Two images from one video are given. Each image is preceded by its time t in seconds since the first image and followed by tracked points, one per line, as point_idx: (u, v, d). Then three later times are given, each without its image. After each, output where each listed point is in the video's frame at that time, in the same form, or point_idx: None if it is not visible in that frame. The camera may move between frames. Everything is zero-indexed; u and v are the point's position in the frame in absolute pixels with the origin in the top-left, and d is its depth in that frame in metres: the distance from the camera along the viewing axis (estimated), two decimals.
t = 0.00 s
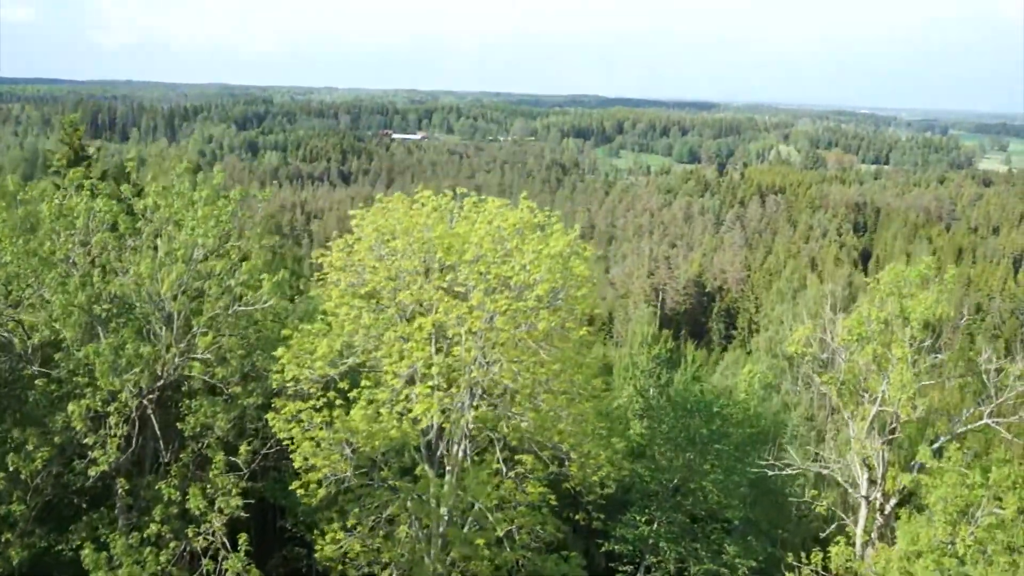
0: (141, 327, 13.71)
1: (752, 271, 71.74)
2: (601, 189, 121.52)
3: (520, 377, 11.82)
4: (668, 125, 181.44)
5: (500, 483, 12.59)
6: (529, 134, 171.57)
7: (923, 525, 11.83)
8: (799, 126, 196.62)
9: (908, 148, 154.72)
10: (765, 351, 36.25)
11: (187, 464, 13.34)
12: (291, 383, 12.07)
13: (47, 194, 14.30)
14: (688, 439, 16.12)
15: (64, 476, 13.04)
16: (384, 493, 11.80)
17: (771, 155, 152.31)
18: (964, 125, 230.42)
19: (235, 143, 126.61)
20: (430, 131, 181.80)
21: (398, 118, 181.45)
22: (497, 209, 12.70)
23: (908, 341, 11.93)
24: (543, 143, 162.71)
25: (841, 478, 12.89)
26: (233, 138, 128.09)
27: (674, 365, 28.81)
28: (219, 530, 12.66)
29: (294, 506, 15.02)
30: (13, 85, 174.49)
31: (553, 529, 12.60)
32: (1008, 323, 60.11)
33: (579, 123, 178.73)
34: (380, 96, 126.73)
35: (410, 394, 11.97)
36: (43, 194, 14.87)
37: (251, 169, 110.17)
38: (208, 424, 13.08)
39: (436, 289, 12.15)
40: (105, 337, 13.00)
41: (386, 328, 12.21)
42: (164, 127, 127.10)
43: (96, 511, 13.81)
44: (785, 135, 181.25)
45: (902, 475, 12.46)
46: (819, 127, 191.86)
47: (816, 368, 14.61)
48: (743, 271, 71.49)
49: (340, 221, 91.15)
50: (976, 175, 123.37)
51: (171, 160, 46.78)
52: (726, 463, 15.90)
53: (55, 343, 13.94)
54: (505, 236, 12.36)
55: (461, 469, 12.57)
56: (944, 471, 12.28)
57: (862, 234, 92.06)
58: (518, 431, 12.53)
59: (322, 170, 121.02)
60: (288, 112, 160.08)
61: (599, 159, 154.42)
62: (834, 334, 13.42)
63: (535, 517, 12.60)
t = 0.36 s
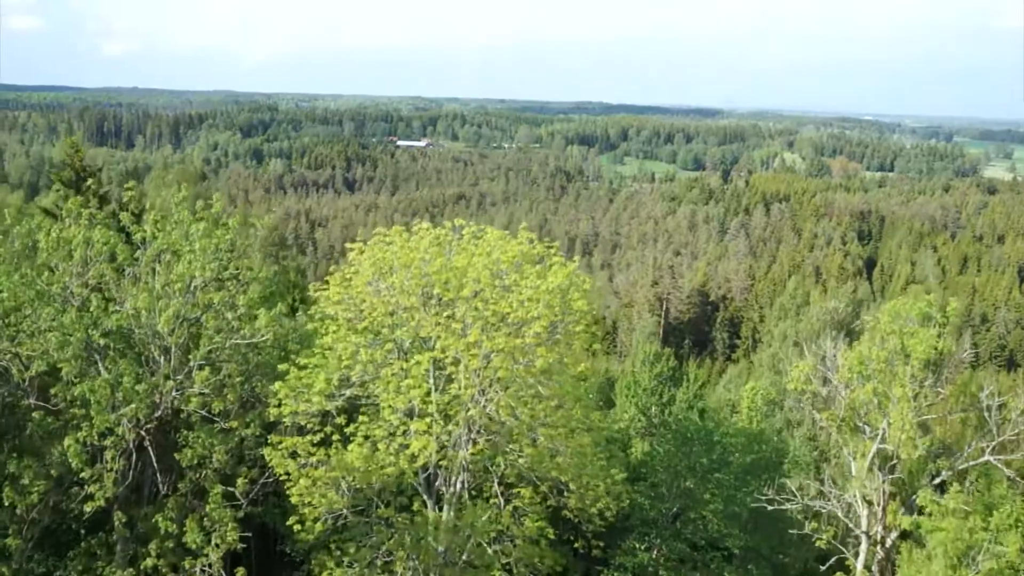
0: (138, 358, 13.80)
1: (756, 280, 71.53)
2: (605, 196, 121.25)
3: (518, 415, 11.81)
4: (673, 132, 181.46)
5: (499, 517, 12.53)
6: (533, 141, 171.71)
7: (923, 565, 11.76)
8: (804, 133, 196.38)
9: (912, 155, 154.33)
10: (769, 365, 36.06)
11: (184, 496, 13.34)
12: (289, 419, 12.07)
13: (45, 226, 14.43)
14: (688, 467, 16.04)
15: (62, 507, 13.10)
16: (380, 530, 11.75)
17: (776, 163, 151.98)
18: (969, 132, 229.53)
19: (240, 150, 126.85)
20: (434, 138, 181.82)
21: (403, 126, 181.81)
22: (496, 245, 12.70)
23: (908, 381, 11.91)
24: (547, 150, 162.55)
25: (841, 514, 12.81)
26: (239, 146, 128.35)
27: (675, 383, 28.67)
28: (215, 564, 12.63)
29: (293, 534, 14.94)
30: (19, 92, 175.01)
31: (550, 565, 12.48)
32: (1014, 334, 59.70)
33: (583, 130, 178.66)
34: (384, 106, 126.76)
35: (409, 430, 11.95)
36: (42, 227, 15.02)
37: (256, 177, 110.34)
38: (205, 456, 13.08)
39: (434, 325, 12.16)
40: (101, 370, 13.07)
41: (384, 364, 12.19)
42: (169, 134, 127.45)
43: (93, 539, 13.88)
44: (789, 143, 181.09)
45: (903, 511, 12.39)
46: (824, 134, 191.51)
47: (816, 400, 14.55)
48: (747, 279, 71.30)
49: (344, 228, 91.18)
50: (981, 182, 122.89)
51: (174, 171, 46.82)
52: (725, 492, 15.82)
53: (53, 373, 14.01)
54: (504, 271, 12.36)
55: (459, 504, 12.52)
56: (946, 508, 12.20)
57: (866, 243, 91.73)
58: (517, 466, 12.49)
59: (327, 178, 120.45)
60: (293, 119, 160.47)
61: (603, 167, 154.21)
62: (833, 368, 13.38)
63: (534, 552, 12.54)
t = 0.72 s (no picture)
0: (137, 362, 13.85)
1: (761, 260, 71.20)
2: (609, 174, 120.64)
3: (516, 421, 11.79)
4: (678, 109, 180.20)
5: (498, 522, 12.52)
6: (537, 118, 170.59)
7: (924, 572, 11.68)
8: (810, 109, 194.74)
9: (920, 132, 153.05)
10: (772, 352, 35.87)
11: (184, 500, 13.41)
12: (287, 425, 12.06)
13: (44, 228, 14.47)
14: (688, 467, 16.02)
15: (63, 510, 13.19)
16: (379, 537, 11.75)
17: (781, 139, 150.79)
18: (977, 107, 227.15)
19: (243, 127, 126.19)
20: (438, 115, 180.72)
21: (406, 102, 180.65)
22: (494, 251, 12.66)
23: (910, 390, 11.83)
24: (551, 127, 161.43)
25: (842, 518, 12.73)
26: (242, 122, 127.69)
27: (677, 372, 28.66)
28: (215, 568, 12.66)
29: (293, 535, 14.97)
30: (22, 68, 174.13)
31: (549, 568, 12.51)
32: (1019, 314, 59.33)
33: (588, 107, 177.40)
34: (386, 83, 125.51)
35: (407, 437, 11.93)
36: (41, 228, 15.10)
37: (259, 154, 109.83)
38: (205, 459, 13.13)
39: (432, 332, 12.11)
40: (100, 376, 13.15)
41: (382, 370, 12.18)
42: (172, 111, 126.79)
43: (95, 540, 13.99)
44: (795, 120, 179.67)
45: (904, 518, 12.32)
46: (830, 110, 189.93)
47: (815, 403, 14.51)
48: (752, 259, 70.98)
49: (347, 206, 90.81)
50: (989, 159, 121.85)
51: (177, 155, 46.71)
52: (726, 492, 15.80)
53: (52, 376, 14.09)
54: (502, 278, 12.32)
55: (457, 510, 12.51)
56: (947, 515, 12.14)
57: (871, 221, 91.16)
58: (515, 471, 12.49)
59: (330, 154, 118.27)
60: (296, 95, 159.50)
61: (607, 143, 153.21)
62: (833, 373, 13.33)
63: (532, 557, 12.54)
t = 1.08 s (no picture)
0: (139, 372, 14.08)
1: (766, 257, 71.14)
2: (616, 168, 120.32)
3: (511, 440, 11.88)
4: (686, 102, 179.60)
5: (494, 538, 12.56)
6: (545, 110, 170.35)
7: None
8: (819, 105, 193.80)
9: (928, 129, 152.32)
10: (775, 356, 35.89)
11: (183, 509, 13.58)
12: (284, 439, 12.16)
13: (49, 237, 14.68)
14: (686, 481, 16.00)
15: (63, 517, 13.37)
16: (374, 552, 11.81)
17: (790, 134, 150.24)
18: (987, 104, 225.74)
19: (251, 114, 126.35)
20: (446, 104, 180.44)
21: (414, 91, 180.44)
22: (492, 269, 12.74)
23: (906, 416, 11.82)
24: (559, 119, 161.02)
25: (838, 540, 12.73)
26: (250, 110, 127.79)
27: (679, 376, 28.68)
28: None
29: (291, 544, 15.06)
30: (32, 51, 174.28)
31: None
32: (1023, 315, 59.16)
33: (596, 99, 177.00)
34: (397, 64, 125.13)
35: (404, 453, 12.00)
36: (45, 235, 15.22)
37: (266, 143, 109.98)
38: (204, 469, 13.32)
39: (430, 349, 12.16)
40: (102, 385, 13.41)
41: (381, 384, 12.26)
42: (180, 98, 126.89)
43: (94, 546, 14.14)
44: (804, 115, 179.30)
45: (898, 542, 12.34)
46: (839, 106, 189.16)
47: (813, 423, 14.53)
48: (757, 257, 70.94)
49: (353, 197, 90.95)
50: (997, 158, 121.21)
51: (184, 149, 46.79)
52: (722, 506, 15.81)
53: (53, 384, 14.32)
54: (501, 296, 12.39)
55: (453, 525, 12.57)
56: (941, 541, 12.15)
57: (878, 219, 90.90)
58: (512, 488, 12.53)
59: (337, 145, 118.53)
60: (304, 84, 159.50)
61: (614, 136, 152.82)
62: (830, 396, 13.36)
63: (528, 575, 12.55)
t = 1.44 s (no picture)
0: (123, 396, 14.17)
1: (757, 271, 71.37)
2: (609, 180, 120.60)
3: (494, 471, 11.98)
4: (679, 114, 180.25)
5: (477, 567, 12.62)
6: (539, 120, 170.66)
7: None
8: (812, 118, 194.69)
9: (920, 144, 153.14)
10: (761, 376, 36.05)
11: (166, 535, 13.61)
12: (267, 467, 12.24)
13: (36, 260, 14.80)
14: (669, 507, 16.11)
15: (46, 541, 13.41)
16: None
17: (782, 147, 150.76)
18: (977, 120, 227.48)
19: (244, 121, 126.15)
20: (440, 113, 180.49)
21: (408, 100, 180.43)
22: (479, 300, 12.88)
23: (886, 452, 11.99)
24: (552, 129, 161.34)
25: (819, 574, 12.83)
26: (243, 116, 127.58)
27: (667, 395, 28.66)
28: None
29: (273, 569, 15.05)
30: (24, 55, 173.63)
31: None
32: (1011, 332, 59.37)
33: (590, 110, 177.43)
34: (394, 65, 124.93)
35: (388, 483, 12.08)
36: (31, 259, 15.29)
37: (259, 150, 109.78)
38: (188, 495, 13.37)
39: (414, 380, 12.27)
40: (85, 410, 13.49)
41: (365, 414, 12.36)
42: (173, 103, 126.58)
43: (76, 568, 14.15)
44: (796, 128, 179.92)
45: None
46: (832, 120, 190.02)
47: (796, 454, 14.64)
48: (748, 271, 71.17)
49: (345, 205, 90.88)
50: (987, 174, 121.86)
51: (176, 161, 46.80)
52: (705, 533, 15.90)
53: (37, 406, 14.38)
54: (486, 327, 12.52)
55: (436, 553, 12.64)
56: None
57: (868, 233, 91.29)
58: (496, 517, 12.60)
59: (330, 153, 118.41)
60: (298, 91, 159.35)
61: (607, 147, 153.20)
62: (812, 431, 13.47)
63: None
